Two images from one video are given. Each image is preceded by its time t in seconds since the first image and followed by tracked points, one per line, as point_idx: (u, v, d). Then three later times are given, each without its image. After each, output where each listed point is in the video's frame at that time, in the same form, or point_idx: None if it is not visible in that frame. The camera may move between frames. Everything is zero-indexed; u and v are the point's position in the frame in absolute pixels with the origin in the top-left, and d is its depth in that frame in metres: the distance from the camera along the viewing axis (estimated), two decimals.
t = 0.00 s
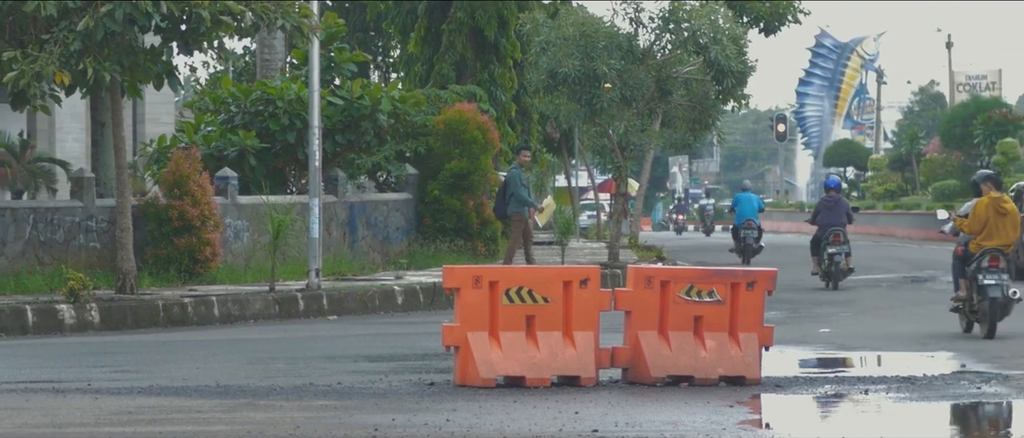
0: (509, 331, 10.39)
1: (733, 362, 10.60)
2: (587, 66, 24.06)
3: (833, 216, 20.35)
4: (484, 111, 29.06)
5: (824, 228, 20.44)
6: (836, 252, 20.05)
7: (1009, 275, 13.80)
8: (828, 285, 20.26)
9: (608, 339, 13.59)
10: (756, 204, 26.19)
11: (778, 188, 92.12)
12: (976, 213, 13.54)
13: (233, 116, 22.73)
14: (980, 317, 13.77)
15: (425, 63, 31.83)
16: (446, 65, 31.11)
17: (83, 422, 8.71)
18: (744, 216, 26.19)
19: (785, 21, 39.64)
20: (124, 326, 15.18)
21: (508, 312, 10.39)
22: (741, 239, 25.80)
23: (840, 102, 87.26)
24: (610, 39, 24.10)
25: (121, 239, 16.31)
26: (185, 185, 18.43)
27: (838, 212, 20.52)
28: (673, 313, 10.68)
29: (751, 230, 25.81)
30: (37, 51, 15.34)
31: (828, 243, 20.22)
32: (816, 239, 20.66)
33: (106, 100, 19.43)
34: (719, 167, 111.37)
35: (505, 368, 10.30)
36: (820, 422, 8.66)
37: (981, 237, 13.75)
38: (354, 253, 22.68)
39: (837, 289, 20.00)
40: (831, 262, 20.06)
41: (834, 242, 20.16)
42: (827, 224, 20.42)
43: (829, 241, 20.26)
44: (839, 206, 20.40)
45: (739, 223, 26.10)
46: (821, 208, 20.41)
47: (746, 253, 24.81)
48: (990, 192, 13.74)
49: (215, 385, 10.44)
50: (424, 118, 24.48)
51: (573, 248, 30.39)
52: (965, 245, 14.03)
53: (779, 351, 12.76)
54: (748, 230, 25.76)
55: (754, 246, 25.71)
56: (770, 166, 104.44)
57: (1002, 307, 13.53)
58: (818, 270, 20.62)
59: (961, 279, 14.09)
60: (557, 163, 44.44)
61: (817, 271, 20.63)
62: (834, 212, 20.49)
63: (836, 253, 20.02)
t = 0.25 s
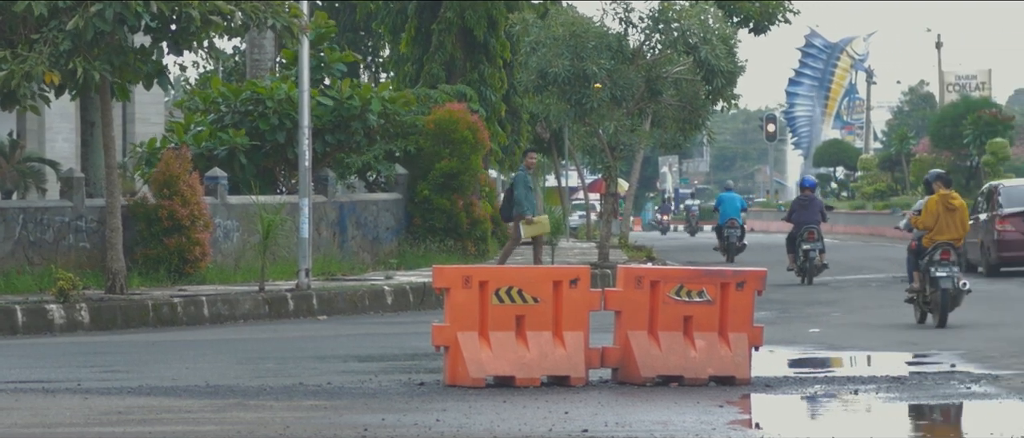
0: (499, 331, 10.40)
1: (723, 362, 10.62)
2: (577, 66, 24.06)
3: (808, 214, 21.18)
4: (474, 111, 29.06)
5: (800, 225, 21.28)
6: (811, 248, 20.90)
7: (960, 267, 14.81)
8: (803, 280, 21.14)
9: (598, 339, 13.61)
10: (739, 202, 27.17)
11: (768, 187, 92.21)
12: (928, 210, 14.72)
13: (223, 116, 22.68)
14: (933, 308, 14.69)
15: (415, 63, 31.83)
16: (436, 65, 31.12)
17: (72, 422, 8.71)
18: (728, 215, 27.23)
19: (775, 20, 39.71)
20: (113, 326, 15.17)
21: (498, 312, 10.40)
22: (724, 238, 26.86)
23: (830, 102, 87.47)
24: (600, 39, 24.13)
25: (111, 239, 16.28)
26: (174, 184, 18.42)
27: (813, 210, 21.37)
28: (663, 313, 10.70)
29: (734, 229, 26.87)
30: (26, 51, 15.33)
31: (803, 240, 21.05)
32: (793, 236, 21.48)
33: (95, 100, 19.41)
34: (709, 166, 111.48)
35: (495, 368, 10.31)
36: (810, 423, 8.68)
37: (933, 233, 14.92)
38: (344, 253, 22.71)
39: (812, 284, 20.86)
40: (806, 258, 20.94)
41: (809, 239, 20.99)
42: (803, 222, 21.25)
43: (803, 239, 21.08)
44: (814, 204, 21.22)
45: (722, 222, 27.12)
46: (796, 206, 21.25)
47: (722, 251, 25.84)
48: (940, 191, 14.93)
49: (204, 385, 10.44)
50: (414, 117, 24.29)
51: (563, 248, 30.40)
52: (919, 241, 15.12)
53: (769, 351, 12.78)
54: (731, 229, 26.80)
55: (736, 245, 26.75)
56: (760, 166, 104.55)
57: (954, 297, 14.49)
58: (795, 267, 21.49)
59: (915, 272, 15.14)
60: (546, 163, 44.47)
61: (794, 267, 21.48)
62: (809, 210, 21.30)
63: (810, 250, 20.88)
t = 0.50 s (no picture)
0: (488, 331, 10.42)
1: (711, 361, 10.65)
2: (565, 66, 24.17)
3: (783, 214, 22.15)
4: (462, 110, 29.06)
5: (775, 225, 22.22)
6: (785, 246, 21.82)
7: (915, 264, 15.67)
8: (777, 276, 22.02)
9: (586, 339, 13.63)
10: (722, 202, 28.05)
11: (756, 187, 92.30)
12: (885, 210, 15.68)
13: (211, 116, 22.68)
14: (888, 302, 15.59)
15: (404, 63, 31.84)
16: (424, 64, 31.13)
17: (61, 422, 8.71)
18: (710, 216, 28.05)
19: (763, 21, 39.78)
20: (102, 326, 15.17)
21: (486, 312, 10.42)
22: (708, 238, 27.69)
23: (818, 102, 87.68)
24: (588, 39, 24.26)
25: (99, 239, 16.27)
26: (163, 185, 18.41)
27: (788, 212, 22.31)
28: (651, 312, 10.72)
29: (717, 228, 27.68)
30: (15, 50, 15.31)
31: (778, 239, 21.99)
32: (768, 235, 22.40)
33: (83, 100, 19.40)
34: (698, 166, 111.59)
35: (483, 368, 10.33)
36: (798, 423, 8.71)
37: (889, 232, 15.86)
38: (332, 253, 22.73)
39: (785, 280, 21.73)
40: (781, 255, 21.84)
41: (783, 238, 21.94)
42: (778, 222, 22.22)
43: (778, 237, 22.02)
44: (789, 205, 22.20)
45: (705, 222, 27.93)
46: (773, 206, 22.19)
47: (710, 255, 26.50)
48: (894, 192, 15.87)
49: (193, 385, 10.44)
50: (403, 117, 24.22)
51: (551, 248, 30.43)
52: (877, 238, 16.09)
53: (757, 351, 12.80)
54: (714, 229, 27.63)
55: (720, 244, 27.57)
56: (748, 167, 104.67)
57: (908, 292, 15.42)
58: (770, 264, 22.38)
59: (873, 267, 16.10)
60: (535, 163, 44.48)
61: (769, 264, 22.37)
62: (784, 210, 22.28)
63: (784, 248, 21.80)
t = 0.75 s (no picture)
0: (476, 331, 10.44)
1: (699, 361, 10.69)
2: (553, 66, 24.24)
3: (759, 212, 23.26)
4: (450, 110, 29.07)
5: (751, 222, 23.32)
6: (761, 242, 22.86)
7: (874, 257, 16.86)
8: (752, 272, 23.01)
9: (574, 339, 13.65)
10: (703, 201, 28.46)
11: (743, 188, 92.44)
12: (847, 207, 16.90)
13: (199, 116, 22.63)
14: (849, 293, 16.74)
15: (392, 63, 31.86)
16: (412, 65, 31.14)
17: (49, 422, 8.72)
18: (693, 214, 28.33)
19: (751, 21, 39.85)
20: (89, 326, 15.16)
21: (474, 312, 10.44)
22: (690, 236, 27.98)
23: (806, 103, 87.84)
24: (576, 39, 24.35)
25: (88, 239, 16.26)
26: (151, 184, 18.38)
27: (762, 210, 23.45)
28: (640, 312, 10.75)
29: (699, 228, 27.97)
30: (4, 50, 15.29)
31: (754, 236, 23.07)
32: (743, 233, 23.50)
33: (71, 100, 19.39)
34: (685, 167, 111.69)
35: (471, 368, 10.35)
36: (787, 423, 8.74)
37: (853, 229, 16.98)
38: (321, 252, 22.74)
39: (761, 275, 22.72)
40: (756, 251, 22.86)
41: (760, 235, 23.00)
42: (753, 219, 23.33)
43: (755, 234, 23.10)
44: (764, 204, 23.38)
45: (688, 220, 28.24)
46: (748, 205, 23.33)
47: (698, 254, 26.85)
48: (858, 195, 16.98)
49: (181, 385, 10.44)
50: (390, 117, 24.22)
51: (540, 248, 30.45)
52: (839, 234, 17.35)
53: (745, 351, 12.84)
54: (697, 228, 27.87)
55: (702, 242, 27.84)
56: (736, 167, 104.82)
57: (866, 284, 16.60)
58: (746, 261, 23.40)
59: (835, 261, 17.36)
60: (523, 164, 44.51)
61: (745, 261, 23.39)
62: (760, 209, 23.40)
63: (761, 244, 22.81)
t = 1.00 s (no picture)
0: (466, 331, 10.46)
1: (689, 361, 10.72)
2: (542, 66, 24.24)
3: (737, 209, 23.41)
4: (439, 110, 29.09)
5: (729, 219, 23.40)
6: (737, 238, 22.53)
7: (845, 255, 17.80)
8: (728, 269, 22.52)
9: (564, 339, 13.67)
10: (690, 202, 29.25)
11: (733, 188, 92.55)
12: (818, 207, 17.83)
13: (189, 116, 22.61)
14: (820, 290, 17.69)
15: (381, 63, 31.87)
16: (401, 65, 31.17)
17: (38, 422, 8.73)
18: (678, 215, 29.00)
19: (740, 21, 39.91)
20: (79, 326, 15.17)
21: (464, 312, 10.46)
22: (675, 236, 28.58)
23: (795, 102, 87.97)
24: (565, 39, 24.39)
25: (77, 239, 16.26)
26: (140, 185, 18.37)
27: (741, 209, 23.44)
28: (629, 312, 10.78)
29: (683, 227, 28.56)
30: None
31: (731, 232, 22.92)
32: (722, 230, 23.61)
33: (60, 101, 19.39)
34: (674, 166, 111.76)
35: (461, 368, 10.38)
36: (776, 423, 8.77)
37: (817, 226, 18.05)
38: (310, 252, 22.76)
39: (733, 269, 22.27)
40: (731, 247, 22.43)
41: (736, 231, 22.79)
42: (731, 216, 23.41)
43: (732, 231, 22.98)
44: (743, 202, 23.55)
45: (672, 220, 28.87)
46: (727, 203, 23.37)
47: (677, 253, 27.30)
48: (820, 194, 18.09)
49: (170, 385, 10.46)
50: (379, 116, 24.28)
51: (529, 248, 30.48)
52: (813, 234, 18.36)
53: (736, 350, 12.87)
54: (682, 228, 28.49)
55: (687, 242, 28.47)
56: (726, 167, 104.94)
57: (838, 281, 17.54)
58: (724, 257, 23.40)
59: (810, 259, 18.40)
60: (513, 164, 44.54)
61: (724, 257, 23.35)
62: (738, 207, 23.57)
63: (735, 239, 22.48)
